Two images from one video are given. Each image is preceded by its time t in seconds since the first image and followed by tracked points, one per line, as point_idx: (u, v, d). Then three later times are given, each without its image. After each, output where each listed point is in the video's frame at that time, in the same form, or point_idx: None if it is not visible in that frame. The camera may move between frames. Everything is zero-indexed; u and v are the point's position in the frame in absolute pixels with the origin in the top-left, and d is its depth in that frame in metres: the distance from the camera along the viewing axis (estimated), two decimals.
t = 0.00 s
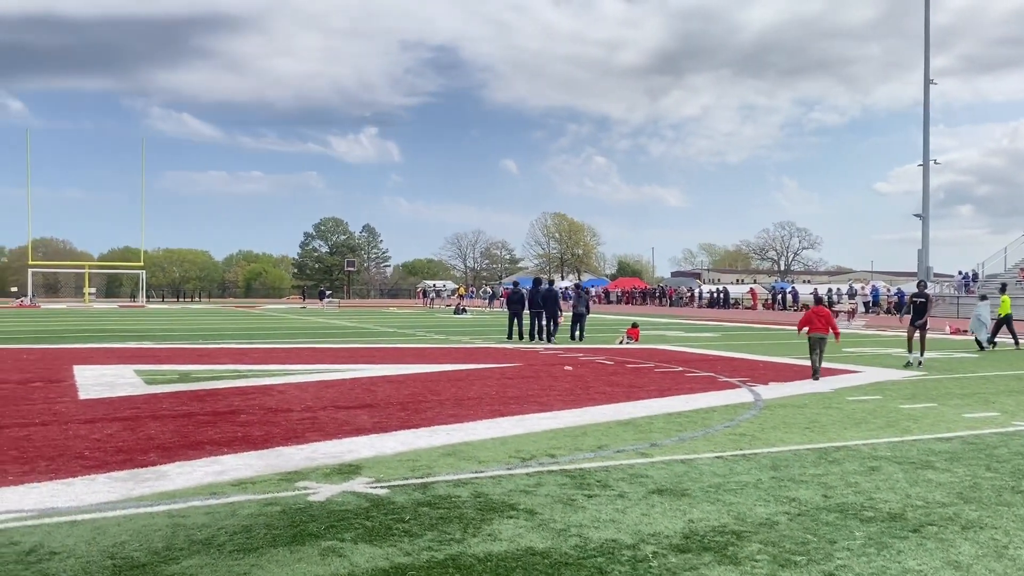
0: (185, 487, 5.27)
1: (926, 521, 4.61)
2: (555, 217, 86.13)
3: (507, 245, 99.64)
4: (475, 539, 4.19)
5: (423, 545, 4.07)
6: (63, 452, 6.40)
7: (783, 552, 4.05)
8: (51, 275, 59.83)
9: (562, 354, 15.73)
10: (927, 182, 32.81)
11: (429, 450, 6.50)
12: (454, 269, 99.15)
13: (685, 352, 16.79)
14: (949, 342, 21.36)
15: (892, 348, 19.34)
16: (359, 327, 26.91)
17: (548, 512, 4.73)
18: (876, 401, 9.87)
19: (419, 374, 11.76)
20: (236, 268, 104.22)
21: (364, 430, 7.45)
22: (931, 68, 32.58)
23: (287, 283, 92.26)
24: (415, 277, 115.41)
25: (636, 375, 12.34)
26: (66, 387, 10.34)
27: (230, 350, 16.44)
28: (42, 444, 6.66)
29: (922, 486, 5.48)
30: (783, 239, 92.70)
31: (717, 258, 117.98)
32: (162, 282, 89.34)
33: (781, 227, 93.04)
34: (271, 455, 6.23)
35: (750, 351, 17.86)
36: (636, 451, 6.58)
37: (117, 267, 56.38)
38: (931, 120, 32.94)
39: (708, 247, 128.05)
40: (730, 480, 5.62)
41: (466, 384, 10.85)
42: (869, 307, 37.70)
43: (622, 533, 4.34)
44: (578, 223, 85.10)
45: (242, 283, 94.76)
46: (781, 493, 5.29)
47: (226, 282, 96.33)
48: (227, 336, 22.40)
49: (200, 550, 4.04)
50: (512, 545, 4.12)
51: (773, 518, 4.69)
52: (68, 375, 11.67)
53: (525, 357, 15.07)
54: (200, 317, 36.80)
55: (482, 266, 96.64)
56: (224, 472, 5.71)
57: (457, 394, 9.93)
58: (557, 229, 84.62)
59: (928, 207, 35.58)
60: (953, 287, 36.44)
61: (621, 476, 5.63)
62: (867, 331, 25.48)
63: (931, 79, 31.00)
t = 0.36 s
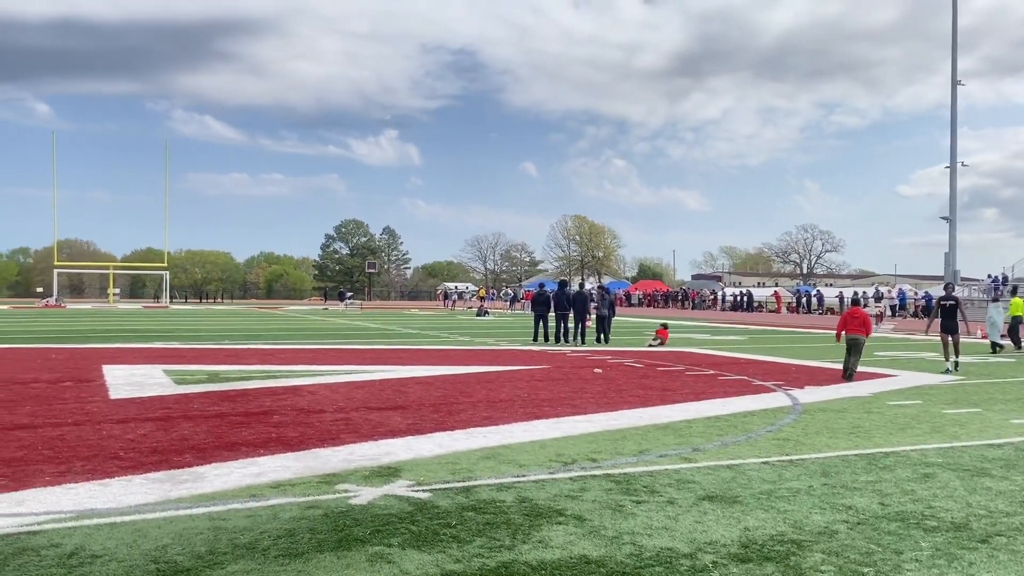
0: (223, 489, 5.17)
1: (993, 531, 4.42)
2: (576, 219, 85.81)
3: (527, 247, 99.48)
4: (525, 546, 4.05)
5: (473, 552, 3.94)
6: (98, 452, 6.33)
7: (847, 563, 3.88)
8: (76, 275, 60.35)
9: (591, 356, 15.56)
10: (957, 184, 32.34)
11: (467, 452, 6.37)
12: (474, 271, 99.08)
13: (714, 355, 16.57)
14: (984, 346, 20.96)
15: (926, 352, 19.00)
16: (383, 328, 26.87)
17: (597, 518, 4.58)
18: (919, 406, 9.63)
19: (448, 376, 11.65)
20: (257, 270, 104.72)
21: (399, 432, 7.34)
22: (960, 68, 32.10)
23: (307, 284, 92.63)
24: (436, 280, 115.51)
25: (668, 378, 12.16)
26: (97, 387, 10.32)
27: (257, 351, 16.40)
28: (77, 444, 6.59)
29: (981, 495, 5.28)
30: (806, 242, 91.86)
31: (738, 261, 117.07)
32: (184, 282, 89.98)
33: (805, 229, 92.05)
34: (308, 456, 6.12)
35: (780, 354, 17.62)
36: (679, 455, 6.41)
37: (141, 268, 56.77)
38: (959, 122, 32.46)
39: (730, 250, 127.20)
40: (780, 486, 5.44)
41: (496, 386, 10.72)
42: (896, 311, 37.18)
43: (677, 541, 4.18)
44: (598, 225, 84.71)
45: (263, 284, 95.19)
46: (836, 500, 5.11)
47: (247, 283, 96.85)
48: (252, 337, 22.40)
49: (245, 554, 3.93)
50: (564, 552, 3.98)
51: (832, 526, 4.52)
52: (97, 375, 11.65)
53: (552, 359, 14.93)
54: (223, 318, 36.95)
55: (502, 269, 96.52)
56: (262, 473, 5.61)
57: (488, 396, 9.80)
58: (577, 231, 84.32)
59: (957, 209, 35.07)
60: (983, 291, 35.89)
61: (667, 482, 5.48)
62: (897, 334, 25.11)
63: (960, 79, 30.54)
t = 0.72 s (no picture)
0: (268, 499, 5.08)
1: None
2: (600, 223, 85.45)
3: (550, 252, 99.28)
4: (583, 563, 3.91)
5: (530, 570, 3.82)
6: (138, 458, 6.27)
7: None
8: (106, 278, 61.02)
9: (624, 363, 15.38)
10: (990, 188, 31.80)
11: (511, 462, 6.24)
12: (497, 276, 99.02)
13: (749, 362, 16.33)
14: None
15: (964, 360, 18.62)
16: (410, 333, 26.82)
17: (653, 534, 4.44)
18: (967, 417, 9.37)
19: (482, 382, 11.53)
20: (282, 273, 105.35)
21: (439, 440, 7.21)
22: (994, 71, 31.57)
23: (332, 287, 93.02)
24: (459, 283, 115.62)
25: (704, 386, 11.96)
26: (132, 391, 10.32)
27: (288, 355, 16.39)
28: (118, 450, 6.54)
29: None
30: (832, 246, 90.87)
31: (763, 266, 116.03)
32: (210, 285, 90.74)
33: (831, 234, 91.01)
34: (351, 465, 6.02)
35: (816, 361, 17.33)
36: (728, 467, 6.25)
37: (170, 271, 57.32)
38: (992, 125, 31.93)
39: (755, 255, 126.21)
40: (837, 501, 5.27)
41: (532, 392, 10.58)
42: (928, 317, 36.61)
43: (740, 559, 4.03)
44: (622, 229, 84.27)
45: (288, 287, 95.73)
46: (899, 516, 4.93)
47: (273, 286, 97.47)
48: (282, 340, 22.41)
49: (296, 568, 3.83)
50: (624, 570, 3.84)
51: (898, 545, 4.34)
52: (133, 379, 11.66)
53: (584, 365, 14.78)
54: (251, 321, 37.17)
55: (526, 273, 96.35)
56: (305, 482, 5.51)
57: (525, 403, 9.67)
58: (601, 235, 83.94)
59: (991, 213, 34.48)
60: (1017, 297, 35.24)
61: (720, 495, 5.32)
62: (932, 341, 24.68)
63: (995, 82, 30.04)
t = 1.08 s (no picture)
0: (307, 507, 4.95)
1: None
2: (626, 229, 85.01)
3: (576, 258, 98.97)
4: None
5: None
6: (175, 464, 6.18)
7: None
8: (135, 283, 61.65)
9: (657, 370, 15.15)
10: None
11: (553, 470, 6.08)
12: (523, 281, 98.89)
13: (784, 369, 16.05)
14: None
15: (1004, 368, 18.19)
16: (438, 338, 26.73)
17: (709, 549, 4.26)
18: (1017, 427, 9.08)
19: (515, 388, 11.39)
20: (309, 278, 106.02)
21: (477, 446, 7.07)
22: None
23: (358, 293, 93.41)
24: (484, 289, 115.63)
25: (742, 393, 11.73)
26: (166, 395, 10.28)
27: (319, 359, 16.35)
28: (154, 455, 6.47)
29: None
30: (861, 252, 89.72)
31: (791, 272, 114.91)
32: (239, 290, 91.52)
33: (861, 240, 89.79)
34: (390, 472, 5.89)
35: (852, 368, 17.01)
36: (779, 478, 6.05)
37: (198, 277, 57.81)
38: None
39: (781, 261, 125.12)
40: (897, 515, 5.06)
41: (567, 399, 10.41)
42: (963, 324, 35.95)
43: None
44: (649, 234, 83.72)
45: (315, 292, 96.24)
46: (964, 532, 4.71)
47: (300, 291, 98.08)
48: (311, 345, 22.41)
49: None
50: None
51: (969, 562, 4.12)
52: (166, 383, 11.65)
53: (617, 371, 14.58)
54: (279, 326, 37.32)
55: (551, 278, 96.12)
56: (345, 490, 5.39)
57: (561, 409, 9.50)
58: (627, 241, 83.46)
59: None
60: None
61: (774, 509, 5.12)
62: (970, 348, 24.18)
63: None
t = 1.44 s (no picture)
0: (343, 521, 4.82)
1: None
2: (651, 234, 84.57)
3: (599, 263, 98.61)
4: None
5: None
6: (207, 474, 6.08)
7: None
8: (163, 288, 62.18)
9: (688, 377, 14.92)
10: None
11: (592, 483, 5.92)
12: (546, 286, 98.66)
13: (818, 377, 15.76)
14: None
15: None
16: (464, 343, 26.62)
17: (763, 568, 4.08)
18: None
19: (546, 396, 11.23)
20: (334, 283, 106.52)
21: (512, 457, 6.91)
22: None
23: (382, 298, 93.69)
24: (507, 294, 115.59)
25: (777, 402, 11.49)
26: (196, 402, 10.23)
27: (346, 365, 16.28)
28: (186, 464, 6.38)
29: None
30: (889, 257, 88.66)
31: (816, 277, 113.80)
32: (264, 295, 92.13)
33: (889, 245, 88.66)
34: (425, 483, 5.75)
35: (888, 376, 16.67)
36: (826, 493, 5.85)
37: (225, 282, 58.19)
38: None
39: (807, 266, 123.98)
40: (955, 533, 4.84)
41: (600, 407, 10.24)
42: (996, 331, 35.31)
43: None
44: (674, 239, 83.22)
45: (339, 297, 96.60)
46: None
47: (324, 296, 98.55)
48: (337, 350, 22.36)
49: None
50: None
51: None
52: (195, 389, 11.61)
53: (648, 379, 14.38)
54: (305, 330, 37.42)
55: (574, 283, 95.83)
56: (381, 502, 5.26)
57: (594, 418, 9.33)
58: (652, 246, 82.97)
59: None
60: None
61: (825, 525, 4.93)
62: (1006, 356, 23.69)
63: None
